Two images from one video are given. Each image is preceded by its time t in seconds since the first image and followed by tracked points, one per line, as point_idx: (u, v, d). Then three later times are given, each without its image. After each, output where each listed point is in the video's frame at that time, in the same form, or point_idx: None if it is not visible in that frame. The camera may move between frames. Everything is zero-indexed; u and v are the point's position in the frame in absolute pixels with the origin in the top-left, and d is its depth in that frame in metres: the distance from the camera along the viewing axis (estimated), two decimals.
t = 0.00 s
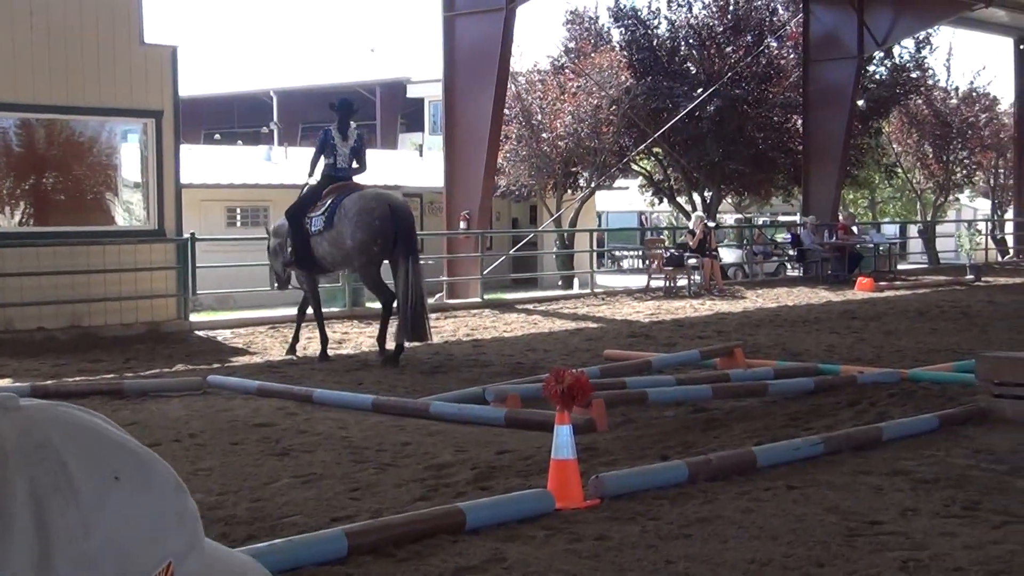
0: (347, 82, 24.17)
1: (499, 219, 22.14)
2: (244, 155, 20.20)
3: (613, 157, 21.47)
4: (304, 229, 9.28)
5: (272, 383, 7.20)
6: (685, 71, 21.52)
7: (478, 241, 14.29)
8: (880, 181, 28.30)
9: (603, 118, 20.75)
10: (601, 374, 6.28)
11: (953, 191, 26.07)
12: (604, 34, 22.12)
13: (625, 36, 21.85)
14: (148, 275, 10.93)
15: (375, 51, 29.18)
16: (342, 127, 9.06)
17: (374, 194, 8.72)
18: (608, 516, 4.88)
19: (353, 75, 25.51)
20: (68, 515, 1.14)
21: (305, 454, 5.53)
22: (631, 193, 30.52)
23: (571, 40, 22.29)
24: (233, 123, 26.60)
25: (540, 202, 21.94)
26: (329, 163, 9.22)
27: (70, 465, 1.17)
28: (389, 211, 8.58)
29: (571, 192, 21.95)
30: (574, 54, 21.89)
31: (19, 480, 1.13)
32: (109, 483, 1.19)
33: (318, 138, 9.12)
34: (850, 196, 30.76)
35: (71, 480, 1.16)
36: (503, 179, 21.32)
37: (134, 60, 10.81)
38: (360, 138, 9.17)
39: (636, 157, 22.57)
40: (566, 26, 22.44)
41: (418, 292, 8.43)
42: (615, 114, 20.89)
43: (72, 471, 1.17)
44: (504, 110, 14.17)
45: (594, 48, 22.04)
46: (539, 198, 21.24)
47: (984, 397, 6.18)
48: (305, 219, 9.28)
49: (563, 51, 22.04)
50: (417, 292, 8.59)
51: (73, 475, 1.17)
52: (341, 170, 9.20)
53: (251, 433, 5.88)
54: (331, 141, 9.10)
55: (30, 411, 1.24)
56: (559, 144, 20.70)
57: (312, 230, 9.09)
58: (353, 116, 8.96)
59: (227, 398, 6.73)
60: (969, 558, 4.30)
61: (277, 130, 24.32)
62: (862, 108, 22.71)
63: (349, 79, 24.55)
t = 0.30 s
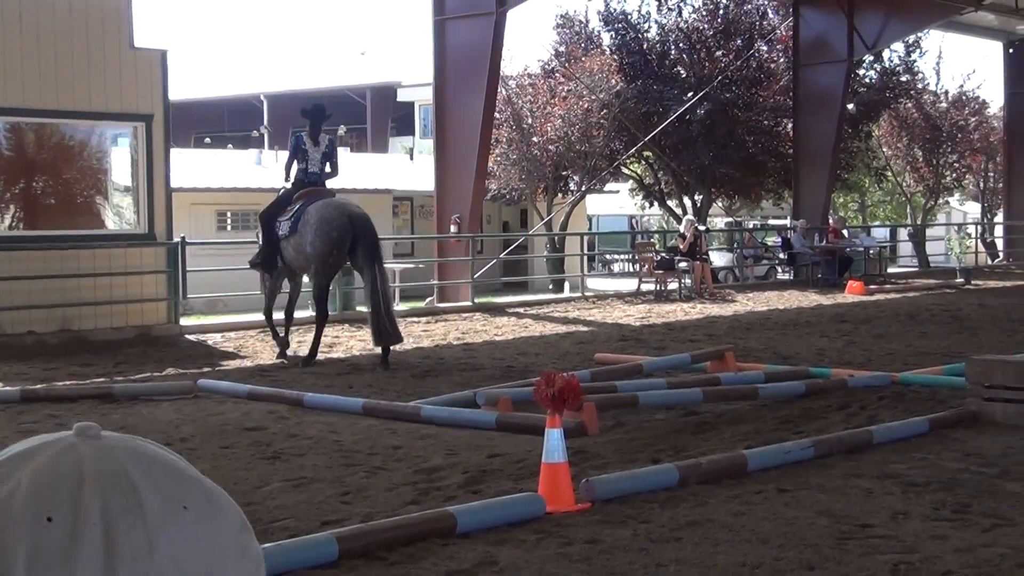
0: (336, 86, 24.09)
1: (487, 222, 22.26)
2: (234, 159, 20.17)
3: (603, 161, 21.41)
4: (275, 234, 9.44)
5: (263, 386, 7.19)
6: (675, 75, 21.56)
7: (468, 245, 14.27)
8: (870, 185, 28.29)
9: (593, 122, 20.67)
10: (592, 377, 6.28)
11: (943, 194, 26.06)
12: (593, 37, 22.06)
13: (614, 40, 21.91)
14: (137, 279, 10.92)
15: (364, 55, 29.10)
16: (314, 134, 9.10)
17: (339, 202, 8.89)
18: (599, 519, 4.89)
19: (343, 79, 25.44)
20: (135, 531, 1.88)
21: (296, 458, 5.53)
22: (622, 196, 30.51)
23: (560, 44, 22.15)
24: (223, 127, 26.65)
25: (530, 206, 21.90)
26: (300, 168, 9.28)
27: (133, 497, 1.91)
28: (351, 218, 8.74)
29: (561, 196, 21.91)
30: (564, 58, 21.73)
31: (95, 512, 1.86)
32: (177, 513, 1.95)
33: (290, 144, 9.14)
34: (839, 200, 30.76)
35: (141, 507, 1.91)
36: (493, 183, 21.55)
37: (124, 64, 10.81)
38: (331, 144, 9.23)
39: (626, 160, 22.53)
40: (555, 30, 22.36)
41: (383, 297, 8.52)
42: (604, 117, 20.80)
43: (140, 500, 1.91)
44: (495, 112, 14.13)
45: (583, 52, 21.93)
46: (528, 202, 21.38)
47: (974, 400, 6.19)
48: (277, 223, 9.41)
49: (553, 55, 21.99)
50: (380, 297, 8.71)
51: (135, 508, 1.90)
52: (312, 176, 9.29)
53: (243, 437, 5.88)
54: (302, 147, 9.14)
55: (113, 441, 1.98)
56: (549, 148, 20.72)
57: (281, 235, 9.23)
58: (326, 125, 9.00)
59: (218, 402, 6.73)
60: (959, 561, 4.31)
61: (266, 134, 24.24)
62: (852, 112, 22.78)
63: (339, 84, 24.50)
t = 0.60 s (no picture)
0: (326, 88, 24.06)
1: (477, 224, 22.29)
2: (224, 161, 20.16)
3: (593, 163, 21.43)
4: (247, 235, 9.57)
5: (252, 389, 7.18)
6: (665, 77, 21.49)
7: (458, 248, 14.30)
8: (859, 188, 28.34)
9: (584, 124, 20.69)
10: (581, 379, 6.28)
11: (932, 197, 26.11)
12: (584, 40, 22.03)
13: (605, 43, 21.78)
14: (127, 281, 10.92)
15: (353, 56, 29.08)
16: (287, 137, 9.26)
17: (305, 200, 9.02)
18: (589, 521, 4.89)
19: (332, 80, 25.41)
20: None
21: (286, 461, 5.53)
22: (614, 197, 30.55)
23: (550, 46, 22.04)
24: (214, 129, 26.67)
25: (520, 209, 21.89)
26: (274, 171, 9.40)
27: None
28: (312, 215, 8.84)
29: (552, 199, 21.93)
30: (554, 60, 21.65)
31: None
32: None
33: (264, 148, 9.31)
34: (829, 202, 30.82)
35: None
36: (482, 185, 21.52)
37: (113, 66, 10.79)
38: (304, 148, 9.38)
39: (617, 163, 22.56)
40: (546, 32, 22.32)
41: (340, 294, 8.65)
42: (594, 119, 20.88)
43: None
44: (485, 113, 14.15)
45: (574, 54, 21.83)
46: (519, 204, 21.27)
47: (962, 402, 6.20)
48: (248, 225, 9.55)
49: (544, 57, 21.81)
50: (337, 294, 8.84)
51: None
52: (285, 178, 9.40)
53: (232, 439, 5.87)
54: (275, 149, 9.29)
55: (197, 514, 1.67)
56: (539, 151, 20.59)
57: (249, 233, 9.35)
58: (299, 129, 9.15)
59: (207, 405, 6.72)
60: (948, 564, 4.32)
61: (256, 136, 24.21)
62: (842, 115, 22.75)
63: (329, 86, 24.52)
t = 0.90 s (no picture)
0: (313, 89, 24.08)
1: (464, 225, 22.30)
2: (210, 162, 20.14)
3: (580, 164, 21.45)
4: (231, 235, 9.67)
5: (239, 390, 7.18)
6: (652, 78, 21.39)
7: (445, 249, 14.31)
8: (845, 189, 28.39)
9: (570, 125, 20.58)
10: (569, 380, 6.28)
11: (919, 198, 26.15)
12: (571, 41, 22.02)
13: (592, 44, 21.80)
14: (113, 283, 10.90)
15: (341, 57, 29.14)
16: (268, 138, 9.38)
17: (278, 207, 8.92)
18: (576, 522, 4.89)
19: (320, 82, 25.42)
20: None
21: (272, 462, 5.52)
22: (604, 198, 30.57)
23: (537, 47, 22.08)
24: (201, 130, 26.64)
25: (508, 210, 21.90)
26: (256, 174, 9.44)
27: None
28: (274, 224, 8.71)
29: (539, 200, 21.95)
30: (541, 62, 21.70)
31: None
32: None
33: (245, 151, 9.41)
34: (816, 203, 30.87)
35: None
36: (470, 187, 21.56)
37: (99, 68, 10.78)
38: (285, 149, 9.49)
39: (604, 164, 22.58)
40: (533, 34, 22.37)
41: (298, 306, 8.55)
42: (582, 120, 20.76)
43: None
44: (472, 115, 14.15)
45: (561, 56, 21.85)
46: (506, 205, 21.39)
47: (949, 403, 6.21)
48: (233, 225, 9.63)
49: (530, 58, 21.99)
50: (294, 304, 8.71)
51: None
52: (268, 180, 9.45)
53: (218, 441, 5.86)
54: (256, 151, 9.39)
55: None
56: (526, 151, 20.72)
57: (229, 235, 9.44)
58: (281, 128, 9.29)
59: (194, 407, 6.71)
60: (934, 564, 4.33)
61: (243, 137, 24.21)
62: (828, 116, 22.76)
63: (315, 87, 24.51)
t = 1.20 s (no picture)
0: (303, 90, 24.07)
1: (454, 226, 22.30)
2: (201, 163, 20.12)
3: (570, 165, 21.49)
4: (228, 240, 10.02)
5: (230, 392, 7.18)
6: (642, 79, 21.43)
7: (435, 249, 14.32)
8: (835, 189, 28.41)
9: (561, 126, 20.71)
10: (560, 380, 6.28)
11: (909, 198, 26.18)
12: (561, 42, 21.97)
13: (582, 45, 21.79)
14: (103, 284, 10.89)
15: (333, 58, 29.16)
16: (259, 139, 9.44)
17: (259, 204, 9.30)
18: (567, 523, 4.90)
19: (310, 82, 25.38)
20: None
21: (263, 463, 5.53)
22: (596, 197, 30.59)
23: (527, 48, 22.05)
24: (190, 132, 26.64)
25: (498, 209, 21.92)
26: (249, 174, 9.51)
27: None
28: (249, 220, 9.09)
29: (529, 200, 21.95)
30: (532, 63, 21.65)
31: None
32: None
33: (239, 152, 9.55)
34: (806, 203, 30.90)
35: None
36: (460, 187, 21.56)
37: (89, 69, 10.76)
38: (276, 151, 9.53)
39: (594, 164, 22.59)
40: (523, 34, 22.31)
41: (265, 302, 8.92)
42: (573, 121, 20.84)
43: None
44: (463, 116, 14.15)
45: (551, 56, 21.83)
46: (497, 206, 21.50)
47: (939, 402, 6.22)
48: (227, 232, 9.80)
49: (520, 59, 21.89)
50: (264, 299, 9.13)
51: None
52: (261, 181, 9.51)
53: (209, 442, 5.86)
54: (247, 153, 9.50)
55: None
56: (516, 152, 20.82)
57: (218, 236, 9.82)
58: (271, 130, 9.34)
59: (184, 408, 6.71)
60: (925, 564, 4.33)
61: (233, 138, 24.18)
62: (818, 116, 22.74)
63: (304, 88, 24.51)
